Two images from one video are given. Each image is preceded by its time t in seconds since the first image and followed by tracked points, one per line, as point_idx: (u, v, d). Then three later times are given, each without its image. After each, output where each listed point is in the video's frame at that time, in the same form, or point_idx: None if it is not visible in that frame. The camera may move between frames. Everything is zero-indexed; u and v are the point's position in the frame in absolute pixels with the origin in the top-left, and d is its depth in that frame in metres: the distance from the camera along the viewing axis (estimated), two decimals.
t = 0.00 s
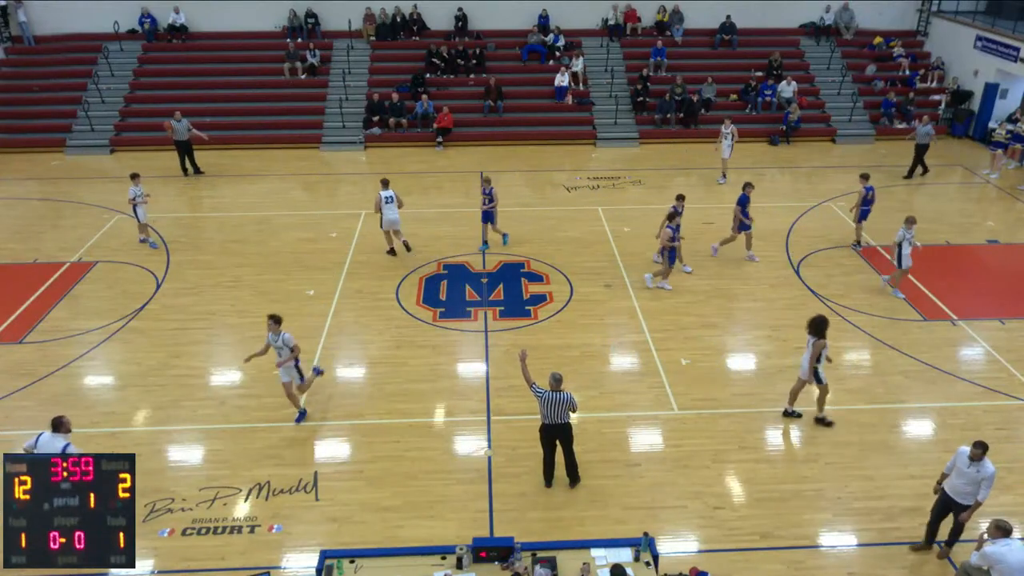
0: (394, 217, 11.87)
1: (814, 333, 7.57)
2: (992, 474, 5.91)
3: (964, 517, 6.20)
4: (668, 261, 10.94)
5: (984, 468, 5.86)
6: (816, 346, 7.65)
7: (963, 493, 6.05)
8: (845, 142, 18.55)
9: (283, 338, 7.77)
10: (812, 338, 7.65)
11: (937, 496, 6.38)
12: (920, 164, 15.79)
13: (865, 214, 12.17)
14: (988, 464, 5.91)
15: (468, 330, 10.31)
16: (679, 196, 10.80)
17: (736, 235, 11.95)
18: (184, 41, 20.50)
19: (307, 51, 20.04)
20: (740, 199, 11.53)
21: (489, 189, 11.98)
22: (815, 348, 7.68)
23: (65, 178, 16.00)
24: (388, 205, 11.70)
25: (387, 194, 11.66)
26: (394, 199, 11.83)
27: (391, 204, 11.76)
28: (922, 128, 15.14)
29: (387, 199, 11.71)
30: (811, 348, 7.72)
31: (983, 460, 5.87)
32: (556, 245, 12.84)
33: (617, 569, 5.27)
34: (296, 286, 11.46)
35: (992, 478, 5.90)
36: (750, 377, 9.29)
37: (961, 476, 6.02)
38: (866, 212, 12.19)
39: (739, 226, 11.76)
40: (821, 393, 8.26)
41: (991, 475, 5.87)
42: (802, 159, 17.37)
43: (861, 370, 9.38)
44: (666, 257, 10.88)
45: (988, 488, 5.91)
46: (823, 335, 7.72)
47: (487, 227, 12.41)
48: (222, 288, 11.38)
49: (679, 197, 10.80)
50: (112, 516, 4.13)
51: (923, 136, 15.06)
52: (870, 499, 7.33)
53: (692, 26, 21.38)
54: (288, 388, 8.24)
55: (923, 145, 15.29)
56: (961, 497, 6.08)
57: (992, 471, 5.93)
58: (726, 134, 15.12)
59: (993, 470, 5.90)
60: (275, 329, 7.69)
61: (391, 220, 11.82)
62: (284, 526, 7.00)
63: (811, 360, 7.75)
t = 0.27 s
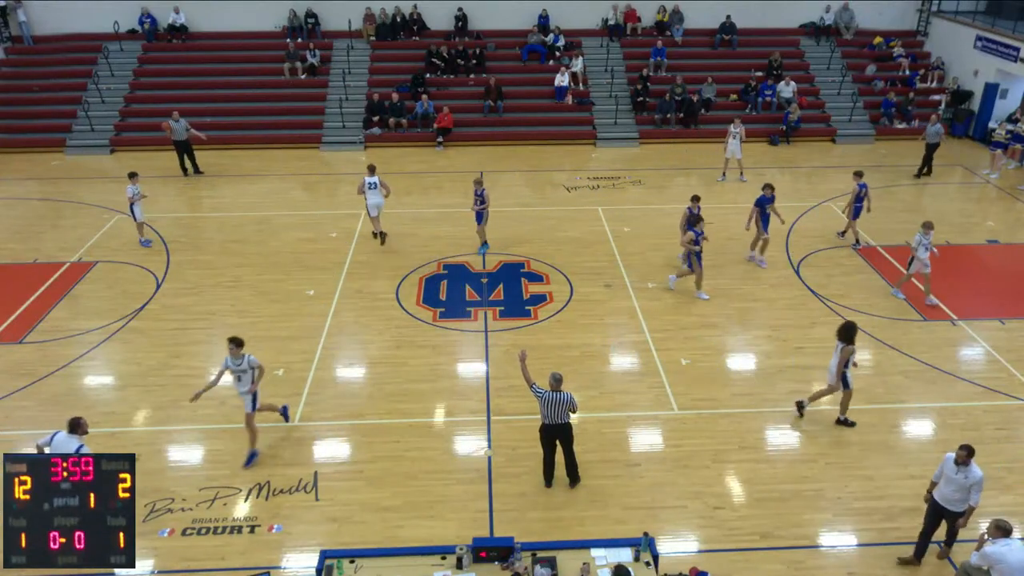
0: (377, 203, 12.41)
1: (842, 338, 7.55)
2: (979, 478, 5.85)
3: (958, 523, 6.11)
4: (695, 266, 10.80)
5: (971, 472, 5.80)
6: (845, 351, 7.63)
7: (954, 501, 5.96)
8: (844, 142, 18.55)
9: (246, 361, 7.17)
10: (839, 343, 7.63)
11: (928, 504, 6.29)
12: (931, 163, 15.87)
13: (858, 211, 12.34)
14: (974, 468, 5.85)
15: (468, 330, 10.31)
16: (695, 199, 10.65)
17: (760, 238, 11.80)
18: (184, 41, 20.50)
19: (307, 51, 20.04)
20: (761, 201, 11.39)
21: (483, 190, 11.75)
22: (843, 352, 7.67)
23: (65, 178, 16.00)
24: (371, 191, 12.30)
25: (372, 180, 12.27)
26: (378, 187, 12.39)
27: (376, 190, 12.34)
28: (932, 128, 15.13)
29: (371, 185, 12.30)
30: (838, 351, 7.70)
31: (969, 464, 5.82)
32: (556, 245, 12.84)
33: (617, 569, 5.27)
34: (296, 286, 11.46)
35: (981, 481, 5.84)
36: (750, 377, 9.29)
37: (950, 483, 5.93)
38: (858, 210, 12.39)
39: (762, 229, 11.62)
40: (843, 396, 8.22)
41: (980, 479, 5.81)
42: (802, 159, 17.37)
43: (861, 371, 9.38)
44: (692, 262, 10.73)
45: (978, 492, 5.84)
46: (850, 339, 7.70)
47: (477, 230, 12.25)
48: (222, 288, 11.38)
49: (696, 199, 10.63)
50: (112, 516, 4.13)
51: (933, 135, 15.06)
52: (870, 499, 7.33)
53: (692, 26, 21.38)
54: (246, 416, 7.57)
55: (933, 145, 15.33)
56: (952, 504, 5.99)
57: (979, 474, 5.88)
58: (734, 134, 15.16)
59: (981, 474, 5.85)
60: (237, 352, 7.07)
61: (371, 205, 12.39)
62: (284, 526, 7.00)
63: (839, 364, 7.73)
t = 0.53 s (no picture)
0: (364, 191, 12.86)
1: (868, 338, 7.52)
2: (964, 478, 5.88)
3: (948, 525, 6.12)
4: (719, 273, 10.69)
5: (957, 474, 5.81)
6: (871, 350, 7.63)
7: (942, 505, 5.96)
8: (844, 142, 18.54)
9: (197, 395, 6.91)
10: (866, 342, 7.62)
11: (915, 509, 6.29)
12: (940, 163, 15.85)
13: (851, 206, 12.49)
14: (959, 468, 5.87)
15: (468, 330, 10.31)
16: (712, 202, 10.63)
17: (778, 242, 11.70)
18: (184, 41, 20.50)
19: (307, 51, 20.05)
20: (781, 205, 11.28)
21: (472, 193, 11.69)
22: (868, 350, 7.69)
23: (65, 178, 16.00)
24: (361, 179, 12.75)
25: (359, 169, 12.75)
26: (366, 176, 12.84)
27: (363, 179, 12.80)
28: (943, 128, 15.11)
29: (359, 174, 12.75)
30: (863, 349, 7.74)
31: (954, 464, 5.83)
32: (556, 245, 12.84)
33: (618, 569, 5.27)
34: (296, 286, 11.46)
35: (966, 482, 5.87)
36: (750, 377, 9.29)
37: (937, 488, 5.93)
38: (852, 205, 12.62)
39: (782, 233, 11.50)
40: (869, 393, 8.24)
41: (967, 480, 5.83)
42: (802, 159, 17.38)
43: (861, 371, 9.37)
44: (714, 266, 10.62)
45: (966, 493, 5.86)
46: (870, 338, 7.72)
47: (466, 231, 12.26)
48: (222, 288, 11.38)
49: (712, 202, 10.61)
50: (112, 516, 4.13)
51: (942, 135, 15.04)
52: (870, 499, 7.33)
53: (692, 26, 21.38)
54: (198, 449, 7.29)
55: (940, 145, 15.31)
56: (939, 509, 6.00)
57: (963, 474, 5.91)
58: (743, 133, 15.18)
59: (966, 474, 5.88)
60: (189, 384, 6.82)
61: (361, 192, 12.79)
62: (284, 526, 7.00)
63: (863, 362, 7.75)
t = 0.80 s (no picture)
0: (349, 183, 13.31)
1: (891, 342, 7.56)
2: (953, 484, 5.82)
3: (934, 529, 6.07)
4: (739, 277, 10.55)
5: (943, 477, 5.78)
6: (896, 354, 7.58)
7: (929, 508, 5.92)
8: (843, 142, 18.54)
9: (143, 432, 6.44)
10: (889, 347, 7.64)
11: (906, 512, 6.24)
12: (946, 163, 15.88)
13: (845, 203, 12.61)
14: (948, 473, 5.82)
15: (467, 330, 10.32)
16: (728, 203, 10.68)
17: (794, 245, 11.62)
18: (183, 41, 20.49)
19: (306, 51, 20.05)
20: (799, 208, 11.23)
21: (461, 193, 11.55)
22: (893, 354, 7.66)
23: (64, 178, 15.99)
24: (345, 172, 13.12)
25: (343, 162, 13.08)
26: (351, 169, 13.01)
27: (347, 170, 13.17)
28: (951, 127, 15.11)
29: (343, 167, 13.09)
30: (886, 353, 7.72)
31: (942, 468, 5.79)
32: (556, 245, 12.84)
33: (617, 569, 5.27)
34: (295, 286, 11.46)
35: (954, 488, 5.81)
36: (749, 377, 9.29)
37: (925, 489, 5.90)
38: (845, 201, 12.71)
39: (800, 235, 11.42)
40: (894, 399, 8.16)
41: (954, 486, 5.77)
42: (801, 159, 17.38)
43: (861, 371, 9.37)
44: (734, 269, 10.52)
45: (952, 499, 5.81)
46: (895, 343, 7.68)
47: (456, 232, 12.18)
48: (221, 288, 11.38)
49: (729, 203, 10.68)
50: (113, 516, 4.13)
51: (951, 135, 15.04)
52: (869, 499, 7.33)
53: (691, 26, 21.39)
54: (139, 492, 6.75)
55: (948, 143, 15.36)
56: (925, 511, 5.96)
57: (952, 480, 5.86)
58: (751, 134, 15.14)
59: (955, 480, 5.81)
60: (133, 422, 6.36)
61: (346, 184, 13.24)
62: (283, 526, 6.99)
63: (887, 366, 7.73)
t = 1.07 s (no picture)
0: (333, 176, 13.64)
1: (913, 341, 7.43)
2: (927, 492, 5.83)
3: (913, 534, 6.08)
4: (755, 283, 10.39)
5: (915, 480, 5.85)
6: (914, 353, 7.50)
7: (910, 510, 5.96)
8: (837, 142, 18.58)
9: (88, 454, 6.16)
10: (909, 345, 7.54)
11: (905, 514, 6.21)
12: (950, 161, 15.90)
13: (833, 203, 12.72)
14: (925, 480, 5.84)
15: (462, 330, 10.32)
16: (739, 207, 10.64)
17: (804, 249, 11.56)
18: (177, 41, 20.44)
19: (300, 52, 20.03)
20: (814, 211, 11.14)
21: (447, 196, 11.63)
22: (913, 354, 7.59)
23: (58, 180, 15.94)
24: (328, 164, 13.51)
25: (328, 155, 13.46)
26: (335, 160, 13.48)
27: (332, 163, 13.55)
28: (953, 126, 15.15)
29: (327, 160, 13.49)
30: (906, 353, 7.65)
31: (920, 472, 5.85)
32: (551, 245, 12.85)
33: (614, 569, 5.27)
34: (290, 287, 11.45)
35: (926, 496, 5.83)
36: (744, 376, 9.31)
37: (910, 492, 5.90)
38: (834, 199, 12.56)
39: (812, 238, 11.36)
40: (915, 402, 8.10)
41: (923, 492, 5.81)
42: (796, 158, 17.41)
43: (855, 369, 9.40)
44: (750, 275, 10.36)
45: (919, 504, 5.85)
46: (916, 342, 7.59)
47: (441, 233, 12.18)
48: (216, 289, 11.36)
49: (740, 207, 10.65)
50: (112, 516, 4.13)
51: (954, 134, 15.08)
52: (864, 497, 7.35)
53: (685, 26, 21.42)
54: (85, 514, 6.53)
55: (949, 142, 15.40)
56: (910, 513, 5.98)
57: (931, 489, 5.86)
58: (755, 133, 15.06)
59: (930, 489, 5.82)
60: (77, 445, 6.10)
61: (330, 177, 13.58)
62: (278, 527, 6.98)
63: (907, 367, 7.67)
